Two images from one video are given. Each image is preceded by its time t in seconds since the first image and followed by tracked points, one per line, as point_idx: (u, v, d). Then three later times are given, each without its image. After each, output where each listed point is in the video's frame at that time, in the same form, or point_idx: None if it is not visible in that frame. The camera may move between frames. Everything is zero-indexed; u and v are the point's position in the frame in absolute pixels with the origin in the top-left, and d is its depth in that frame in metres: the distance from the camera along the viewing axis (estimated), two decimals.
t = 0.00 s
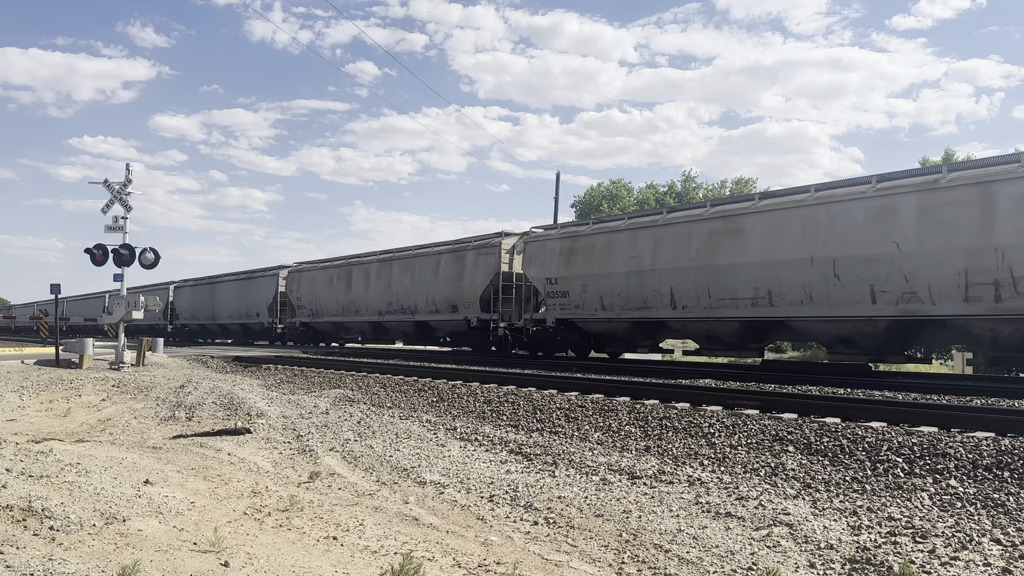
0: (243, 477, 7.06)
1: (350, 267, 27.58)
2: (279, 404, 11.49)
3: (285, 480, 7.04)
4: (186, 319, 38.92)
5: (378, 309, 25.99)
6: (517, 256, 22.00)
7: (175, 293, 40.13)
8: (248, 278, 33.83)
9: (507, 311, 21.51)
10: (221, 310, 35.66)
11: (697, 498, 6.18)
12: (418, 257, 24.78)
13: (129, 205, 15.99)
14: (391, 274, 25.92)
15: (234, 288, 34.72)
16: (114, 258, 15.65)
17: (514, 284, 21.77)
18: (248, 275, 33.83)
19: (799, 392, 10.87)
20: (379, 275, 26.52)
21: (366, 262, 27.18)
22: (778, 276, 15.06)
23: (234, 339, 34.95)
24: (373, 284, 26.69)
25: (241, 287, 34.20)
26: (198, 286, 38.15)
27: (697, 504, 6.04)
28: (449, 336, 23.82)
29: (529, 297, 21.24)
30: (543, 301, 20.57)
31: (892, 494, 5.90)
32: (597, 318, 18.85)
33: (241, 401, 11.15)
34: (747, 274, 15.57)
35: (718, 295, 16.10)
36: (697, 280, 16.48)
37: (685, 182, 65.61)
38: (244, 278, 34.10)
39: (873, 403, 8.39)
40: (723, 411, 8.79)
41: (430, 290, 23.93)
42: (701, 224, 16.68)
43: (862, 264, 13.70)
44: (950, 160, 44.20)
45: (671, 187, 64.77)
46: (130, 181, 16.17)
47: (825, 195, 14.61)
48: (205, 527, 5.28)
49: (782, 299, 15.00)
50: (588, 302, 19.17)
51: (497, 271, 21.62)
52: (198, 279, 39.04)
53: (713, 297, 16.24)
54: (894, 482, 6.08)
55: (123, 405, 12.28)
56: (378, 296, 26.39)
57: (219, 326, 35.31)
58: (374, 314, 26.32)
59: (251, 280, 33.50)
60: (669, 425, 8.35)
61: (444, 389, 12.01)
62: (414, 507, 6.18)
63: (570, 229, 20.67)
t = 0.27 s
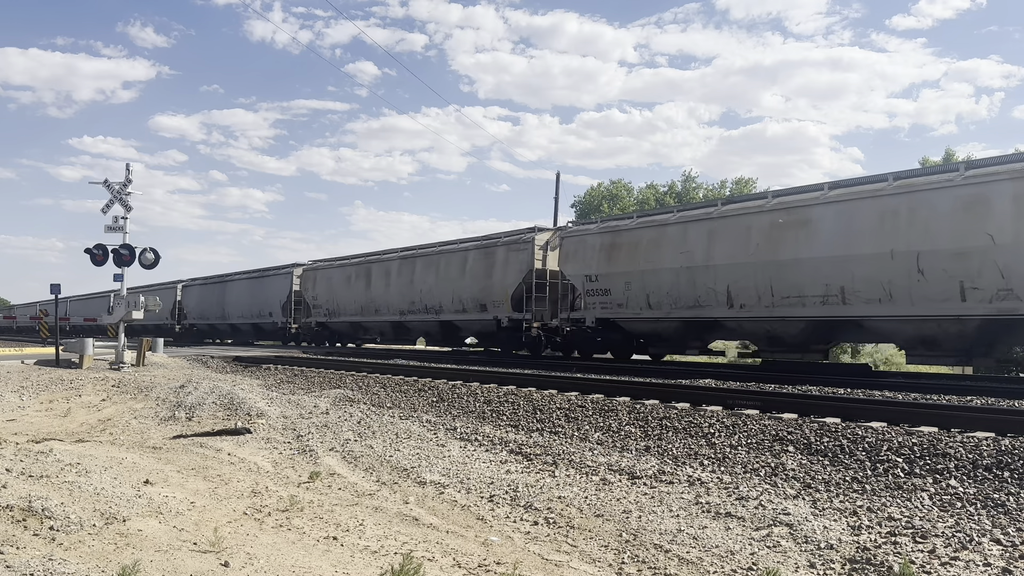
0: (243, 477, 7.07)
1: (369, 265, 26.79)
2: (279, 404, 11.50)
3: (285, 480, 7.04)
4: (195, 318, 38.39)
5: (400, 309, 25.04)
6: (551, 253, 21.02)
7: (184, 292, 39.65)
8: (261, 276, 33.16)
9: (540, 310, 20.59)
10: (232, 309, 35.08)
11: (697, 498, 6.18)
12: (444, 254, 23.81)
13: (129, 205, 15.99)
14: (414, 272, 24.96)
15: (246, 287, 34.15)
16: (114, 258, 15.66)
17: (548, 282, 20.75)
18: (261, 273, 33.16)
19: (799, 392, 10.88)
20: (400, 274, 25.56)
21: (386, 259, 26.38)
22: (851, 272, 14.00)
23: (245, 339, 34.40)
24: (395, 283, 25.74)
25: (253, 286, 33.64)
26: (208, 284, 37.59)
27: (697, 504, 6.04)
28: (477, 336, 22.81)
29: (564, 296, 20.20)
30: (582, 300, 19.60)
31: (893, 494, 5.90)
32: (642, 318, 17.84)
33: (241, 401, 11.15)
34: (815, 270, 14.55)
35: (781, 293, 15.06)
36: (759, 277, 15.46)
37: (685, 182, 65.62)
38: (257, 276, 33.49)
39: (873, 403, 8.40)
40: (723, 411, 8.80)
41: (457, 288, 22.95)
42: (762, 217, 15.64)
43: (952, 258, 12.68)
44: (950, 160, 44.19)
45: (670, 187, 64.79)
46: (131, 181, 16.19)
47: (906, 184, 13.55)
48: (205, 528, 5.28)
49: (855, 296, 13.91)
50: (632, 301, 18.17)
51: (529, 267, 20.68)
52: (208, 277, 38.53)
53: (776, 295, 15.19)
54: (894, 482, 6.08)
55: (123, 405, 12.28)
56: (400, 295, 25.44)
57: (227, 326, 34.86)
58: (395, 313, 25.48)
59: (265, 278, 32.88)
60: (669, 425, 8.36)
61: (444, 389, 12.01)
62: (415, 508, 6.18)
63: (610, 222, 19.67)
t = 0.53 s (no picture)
0: (243, 477, 7.07)
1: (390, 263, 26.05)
2: (279, 404, 11.50)
3: (285, 480, 7.04)
4: (205, 317, 37.92)
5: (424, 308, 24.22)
6: (586, 249, 20.36)
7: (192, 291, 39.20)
8: (276, 274, 32.54)
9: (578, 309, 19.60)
10: (244, 308, 34.55)
11: (697, 498, 6.18)
12: (471, 250, 23.02)
13: (129, 205, 16.01)
14: (439, 269, 24.16)
15: (259, 285, 33.60)
16: (114, 258, 15.66)
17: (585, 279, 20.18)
18: (275, 270, 32.52)
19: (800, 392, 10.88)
20: (424, 271, 24.75)
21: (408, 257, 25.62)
22: (937, 267, 12.91)
23: (257, 338, 33.92)
24: (418, 281, 24.94)
25: (267, 284, 33.08)
26: (219, 282, 37.07)
27: (697, 504, 6.04)
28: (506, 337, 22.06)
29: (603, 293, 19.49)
30: (625, 298, 18.56)
31: (892, 494, 5.91)
32: (694, 317, 16.78)
33: (241, 401, 11.15)
34: (894, 266, 13.47)
35: (856, 290, 13.99)
36: (830, 272, 14.40)
37: (685, 182, 65.63)
38: (271, 274, 32.90)
39: (873, 403, 8.40)
40: (723, 411, 8.80)
41: (486, 286, 22.14)
42: (832, 207, 14.56)
43: None
44: (950, 160, 44.23)
45: (670, 187, 64.82)
46: (131, 181, 16.20)
47: (997, 170, 12.47)
48: (205, 527, 5.28)
49: (942, 294, 12.79)
50: (683, 299, 17.10)
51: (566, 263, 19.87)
52: (218, 275, 38.02)
53: (849, 292, 14.13)
54: (894, 482, 6.08)
55: (123, 405, 12.28)
56: (424, 293, 24.63)
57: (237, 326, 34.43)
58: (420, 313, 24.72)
59: (279, 276, 32.27)
60: (669, 425, 8.36)
61: (444, 389, 12.01)
62: (415, 508, 6.18)
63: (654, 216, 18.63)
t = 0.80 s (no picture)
0: (243, 477, 7.06)
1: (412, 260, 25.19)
2: (279, 404, 11.50)
3: (285, 480, 7.04)
4: (215, 317, 37.15)
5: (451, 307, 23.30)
6: (630, 245, 19.25)
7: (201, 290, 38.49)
8: (288, 272, 31.57)
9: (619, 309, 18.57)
10: (257, 308, 33.66)
11: (697, 498, 6.18)
12: (503, 247, 22.07)
13: (129, 205, 16.00)
14: (467, 266, 23.21)
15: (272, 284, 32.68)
16: (114, 258, 15.66)
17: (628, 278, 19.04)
18: (288, 269, 31.55)
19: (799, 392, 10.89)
20: (450, 269, 23.79)
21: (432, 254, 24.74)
22: None
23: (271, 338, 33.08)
24: (444, 279, 23.98)
25: (280, 283, 32.15)
26: (229, 281, 36.22)
27: (697, 504, 6.04)
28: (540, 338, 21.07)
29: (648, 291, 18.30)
30: (674, 296, 17.35)
31: (892, 494, 5.91)
32: (754, 317, 15.62)
33: (241, 401, 11.15)
34: (984, 260, 12.32)
35: (940, 287, 12.81)
36: (912, 267, 13.21)
37: (684, 182, 65.64)
38: (283, 273, 31.93)
39: (873, 403, 8.40)
40: (723, 411, 8.80)
41: (519, 285, 21.20)
42: (912, 197, 13.38)
43: None
44: (950, 160, 44.25)
45: (670, 187, 64.84)
46: (131, 181, 16.20)
47: None
48: (205, 528, 5.28)
49: None
50: (741, 297, 15.96)
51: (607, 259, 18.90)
52: (228, 274, 37.14)
53: (934, 290, 12.92)
54: (894, 482, 6.08)
55: (123, 405, 12.28)
56: (450, 292, 23.67)
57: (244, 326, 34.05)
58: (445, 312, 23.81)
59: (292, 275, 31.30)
60: (669, 425, 8.36)
61: (444, 389, 12.01)
62: (415, 507, 6.18)
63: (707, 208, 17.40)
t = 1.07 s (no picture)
0: (243, 477, 7.07)
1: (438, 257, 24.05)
2: (279, 404, 11.50)
3: (285, 480, 7.04)
4: (226, 317, 36.36)
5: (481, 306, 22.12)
6: (677, 240, 18.05)
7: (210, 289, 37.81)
8: (304, 271, 30.78)
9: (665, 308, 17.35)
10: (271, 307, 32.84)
11: (697, 498, 6.18)
12: (536, 242, 20.94)
13: (129, 205, 16.00)
14: (496, 263, 22.08)
15: (286, 283, 31.89)
16: (114, 258, 15.66)
17: (675, 274, 17.86)
18: (304, 268, 30.76)
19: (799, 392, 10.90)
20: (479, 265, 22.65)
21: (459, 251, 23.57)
22: None
23: (285, 339, 32.27)
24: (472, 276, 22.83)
25: (295, 282, 31.37)
26: (240, 280, 35.44)
27: (697, 504, 6.04)
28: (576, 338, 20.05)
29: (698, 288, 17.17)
30: (732, 294, 16.04)
31: (892, 494, 5.91)
32: (824, 317, 14.34)
33: (241, 401, 11.15)
34: None
35: None
36: (1007, 263, 11.94)
37: (685, 182, 65.65)
38: (299, 272, 31.16)
39: (873, 403, 8.40)
40: (723, 411, 8.80)
41: (554, 282, 20.11)
42: (1010, 184, 12.01)
43: None
44: (950, 160, 44.26)
45: (671, 187, 64.86)
46: (131, 181, 16.19)
47: None
48: (205, 528, 5.29)
49: None
50: (809, 296, 14.70)
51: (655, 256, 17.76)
52: (239, 273, 36.39)
53: None
54: (894, 482, 6.08)
55: (123, 405, 12.29)
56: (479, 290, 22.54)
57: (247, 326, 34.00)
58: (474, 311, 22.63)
59: (308, 274, 30.50)
60: (669, 425, 8.36)
61: (444, 389, 12.02)
62: (414, 508, 6.18)
63: (769, 199, 16.06)
